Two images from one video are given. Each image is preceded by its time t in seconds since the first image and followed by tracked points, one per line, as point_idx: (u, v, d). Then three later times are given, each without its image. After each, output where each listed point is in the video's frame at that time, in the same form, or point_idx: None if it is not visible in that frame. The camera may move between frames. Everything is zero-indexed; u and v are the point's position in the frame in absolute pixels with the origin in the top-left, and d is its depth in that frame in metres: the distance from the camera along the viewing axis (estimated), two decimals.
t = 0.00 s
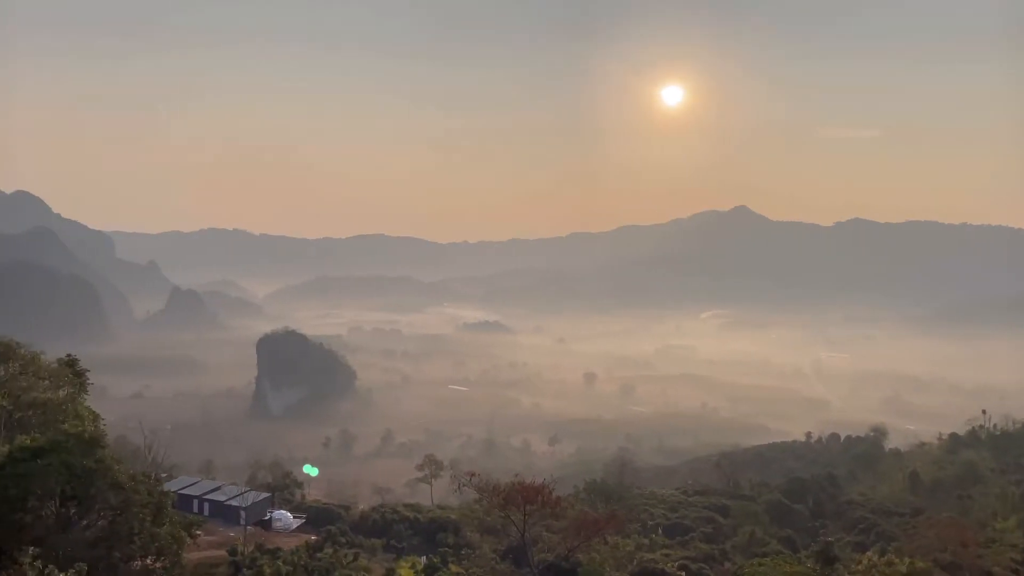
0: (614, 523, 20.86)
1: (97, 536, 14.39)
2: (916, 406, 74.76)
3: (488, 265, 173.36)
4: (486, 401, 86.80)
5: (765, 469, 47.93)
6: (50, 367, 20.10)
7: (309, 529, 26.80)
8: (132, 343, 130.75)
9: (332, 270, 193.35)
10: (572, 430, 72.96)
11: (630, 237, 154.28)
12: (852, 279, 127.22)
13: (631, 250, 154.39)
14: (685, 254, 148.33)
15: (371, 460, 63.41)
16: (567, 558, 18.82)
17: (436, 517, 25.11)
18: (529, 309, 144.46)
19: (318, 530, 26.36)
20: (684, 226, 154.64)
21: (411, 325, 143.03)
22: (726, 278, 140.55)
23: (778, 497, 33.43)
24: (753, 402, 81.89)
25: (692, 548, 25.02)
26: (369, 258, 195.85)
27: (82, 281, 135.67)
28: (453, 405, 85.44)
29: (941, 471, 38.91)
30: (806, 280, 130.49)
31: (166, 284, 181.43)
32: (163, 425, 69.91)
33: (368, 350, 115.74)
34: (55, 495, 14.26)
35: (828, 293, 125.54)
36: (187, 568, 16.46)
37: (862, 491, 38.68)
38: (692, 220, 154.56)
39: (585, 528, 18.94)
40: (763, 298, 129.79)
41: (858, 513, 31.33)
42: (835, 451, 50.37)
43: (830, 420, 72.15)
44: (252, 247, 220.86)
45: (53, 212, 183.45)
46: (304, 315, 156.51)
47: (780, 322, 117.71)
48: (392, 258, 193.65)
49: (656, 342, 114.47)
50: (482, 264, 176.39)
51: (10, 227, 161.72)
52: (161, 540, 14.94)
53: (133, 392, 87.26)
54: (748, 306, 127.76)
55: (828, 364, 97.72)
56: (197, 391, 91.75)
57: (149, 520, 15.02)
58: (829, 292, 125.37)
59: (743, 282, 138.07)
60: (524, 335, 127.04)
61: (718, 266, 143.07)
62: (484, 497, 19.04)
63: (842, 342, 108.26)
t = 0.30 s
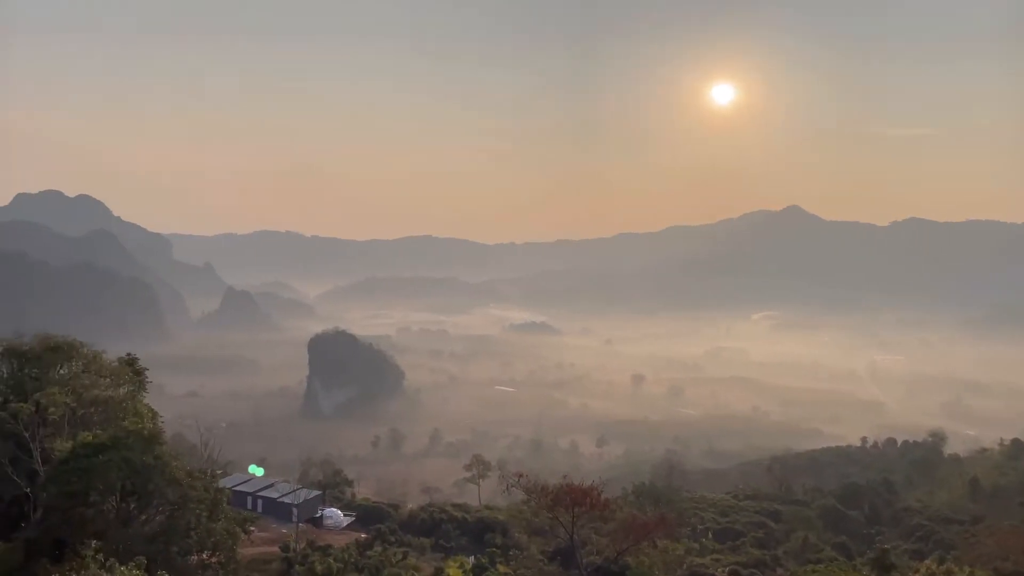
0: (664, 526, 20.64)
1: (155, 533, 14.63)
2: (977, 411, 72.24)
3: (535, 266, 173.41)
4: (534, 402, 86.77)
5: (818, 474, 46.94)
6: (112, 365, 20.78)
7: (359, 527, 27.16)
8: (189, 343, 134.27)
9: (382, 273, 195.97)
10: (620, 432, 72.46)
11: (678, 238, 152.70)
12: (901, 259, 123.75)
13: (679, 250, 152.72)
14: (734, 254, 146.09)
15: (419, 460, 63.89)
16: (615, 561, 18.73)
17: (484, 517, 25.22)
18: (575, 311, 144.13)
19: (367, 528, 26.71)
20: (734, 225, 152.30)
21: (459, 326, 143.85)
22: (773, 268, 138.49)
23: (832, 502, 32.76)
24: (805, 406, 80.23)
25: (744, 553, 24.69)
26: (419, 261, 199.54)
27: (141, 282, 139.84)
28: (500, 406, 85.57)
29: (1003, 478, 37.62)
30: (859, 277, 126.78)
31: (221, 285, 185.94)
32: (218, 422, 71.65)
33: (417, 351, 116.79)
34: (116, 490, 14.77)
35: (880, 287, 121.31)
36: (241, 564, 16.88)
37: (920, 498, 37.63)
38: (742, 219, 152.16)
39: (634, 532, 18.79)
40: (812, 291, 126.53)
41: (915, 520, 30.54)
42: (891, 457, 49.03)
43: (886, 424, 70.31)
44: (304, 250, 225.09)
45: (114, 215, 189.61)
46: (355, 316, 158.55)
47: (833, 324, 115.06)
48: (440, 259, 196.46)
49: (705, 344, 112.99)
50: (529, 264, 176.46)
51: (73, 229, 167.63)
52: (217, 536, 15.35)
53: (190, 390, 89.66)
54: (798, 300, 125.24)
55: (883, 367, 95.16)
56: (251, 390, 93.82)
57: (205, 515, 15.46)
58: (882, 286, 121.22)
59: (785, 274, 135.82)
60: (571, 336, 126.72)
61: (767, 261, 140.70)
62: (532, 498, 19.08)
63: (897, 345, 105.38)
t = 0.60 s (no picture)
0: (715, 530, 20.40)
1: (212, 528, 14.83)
2: None
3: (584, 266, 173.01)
4: (582, 403, 86.53)
5: (875, 480, 45.77)
6: (170, 364, 21.31)
7: (408, 525, 27.39)
8: (243, 342, 137.28)
9: (432, 274, 197.57)
10: (669, 435, 71.78)
11: (729, 238, 150.66)
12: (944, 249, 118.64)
13: (730, 250, 150.68)
14: (787, 253, 143.44)
15: (467, 459, 64.29)
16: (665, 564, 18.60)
17: (533, 518, 25.20)
18: (624, 313, 143.47)
19: (417, 527, 26.93)
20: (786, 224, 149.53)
21: (507, 326, 144.14)
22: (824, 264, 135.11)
23: (889, 508, 31.94)
24: (861, 410, 78.35)
25: (797, 559, 24.24)
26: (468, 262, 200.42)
27: (198, 284, 143.39)
28: (549, 407, 85.57)
29: None
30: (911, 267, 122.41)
31: (274, 285, 189.66)
32: (271, 421, 73.09)
33: (466, 352, 117.56)
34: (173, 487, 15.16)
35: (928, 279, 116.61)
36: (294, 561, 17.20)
37: (982, 505, 36.38)
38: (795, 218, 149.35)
39: (684, 535, 18.60)
40: (867, 289, 123.34)
41: (977, 528, 29.55)
42: (951, 462, 47.55)
43: (945, 429, 68.24)
44: (355, 252, 228.21)
45: (173, 218, 195.16)
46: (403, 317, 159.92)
47: (890, 325, 112.11)
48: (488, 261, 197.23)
49: (757, 346, 111.28)
50: (578, 264, 176.13)
51: (134, 231, 173.15)
52: (270, 532, 15.67)
53: (245, 389, 91.65)
54: (852, 300, 122.41)
55: (943, 366, 92.31)
56: (303, 389, 95.45)
57: (259, 512, 15.79)
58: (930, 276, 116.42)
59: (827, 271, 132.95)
60: (620, 337, 126.10)
61: (819, 257, 137.44)
62: (581, 500, 19.06)
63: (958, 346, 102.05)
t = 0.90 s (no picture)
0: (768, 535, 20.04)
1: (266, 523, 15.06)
2: None
3: (633, 267, 171.81)
4: (632, 405, 85.89)
5: (934, 486, 44.45)
6: (225, 363, 21.76)
7: (457, 525, 27.53)
8: (296, 341, 139.85)
9: (480, 275, 198.36)
10: (720, 437, 70.78)
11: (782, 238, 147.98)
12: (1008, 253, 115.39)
13: (783, 250, 147.94)
14: (842, 252, 140.25)
15: (515, 460, 64.34)
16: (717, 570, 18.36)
17: (582, 520, 25.09)
18: (673, 314, 142.12)
19: (466, 527, 27.05)
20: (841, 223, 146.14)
21: (555, 327, 144.15)
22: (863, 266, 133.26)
23: (949, 516, 30.97)
24: (920, 414, 76.17)
25: (853, 566, 23.68)
26: (516, 263, 200.88)
27: (252, 284, 146.14)
28: (597, 408, 85.15)
29: None
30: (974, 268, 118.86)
31: (326, 285, 192.88)
32: (324, 419, 74.33)
33: (515, 353, 117.78)
34: (231, 482, 15.48)
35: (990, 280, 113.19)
36: (346, 558, 17.40)
37: None
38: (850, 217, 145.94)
39: (737, 540, 18.28)
40: (926, 289, 119.93)
41: None
42: (1016, 470, 45.88)
43: (1009, 434, 65.89)
44: (404, 254, 230.74)
45: (228, 221, 199.73)
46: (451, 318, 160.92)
47: (949, 323, 108.68)
48: (536, 262, 197.43)
49: (810, 348, 109.08)
50: (627, 264, 174.95)
51: (191, 233, 177.78)
52: (322, 529, 15.85)
53: (298, 387, 93.39)
54: (911, 301, 119.11)
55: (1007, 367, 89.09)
56: (354, 388, 96.85)
57: (311, 509, 15.94)
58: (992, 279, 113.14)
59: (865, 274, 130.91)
60: (669, 339, 124.91)
61: (874, 256, 134.18)
62: (631, 503, 18.95)
63: None
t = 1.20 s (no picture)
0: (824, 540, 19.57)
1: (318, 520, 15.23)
2: None
3: (682, 267, 170.10)
4: (681, 406, 85.05)
5: (998, 492, 42.95)
6: (278, 361, 22.16)
7: (505, 525, 27.61)
8: (347, 341, 141.86)
9: (528, 276, 198.55)
10: (772, 440, 69.57)
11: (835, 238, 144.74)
12: None
13: (837, 249, 144.73)
14: (898, 250, 136.51)
15: (563, 461, 64.26)
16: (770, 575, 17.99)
17: (631, 522, 24.91)
18: (724, 315, 140.35)
19: (514, 527, 27.07)
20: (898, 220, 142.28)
21: (604, 328, 143.54)
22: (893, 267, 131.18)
23: (1013, 523, 29.91)
24: (982, 418, 73.70)
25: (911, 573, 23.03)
26: (564, 263, 200.54)
27: (303, 283, 148.58)
28: (646, 409, 84.53)
29: None
30: None
31: (376, 286, 195.20)
32: (374, 417, 75.23)
33: (564, 354, 117.71)
34: (284, 478, 15.74)
35: None
36: (396, 555, 17.54)
37: None
38: (908, 215, 142.00)
39: (791, 544, 17.94)
40: (989, 288, 115.91)
41: None
42: None
43: None
44: (453, 254, 232.31)
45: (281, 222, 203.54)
46: (498, 319, 161.29)
47: (1014, 326, 104.97)
48: (584, 262, 196.83)
49: (866, 350, 106.53)
50: (676, 264, 173.31)
51: (246, 235, 181.76)
52: (372, 526, 15.93)
53: (348, 386, 94.73)
54: (972, 301, 115.40)
55: None
56: (403, 387, 97.85)
57: (362, 506, 16.10)
58: None
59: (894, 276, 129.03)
60: (720, 340, 123.29)
61: (932, 255, 130.48)
62: (681, 505, 18.80)
63: None
